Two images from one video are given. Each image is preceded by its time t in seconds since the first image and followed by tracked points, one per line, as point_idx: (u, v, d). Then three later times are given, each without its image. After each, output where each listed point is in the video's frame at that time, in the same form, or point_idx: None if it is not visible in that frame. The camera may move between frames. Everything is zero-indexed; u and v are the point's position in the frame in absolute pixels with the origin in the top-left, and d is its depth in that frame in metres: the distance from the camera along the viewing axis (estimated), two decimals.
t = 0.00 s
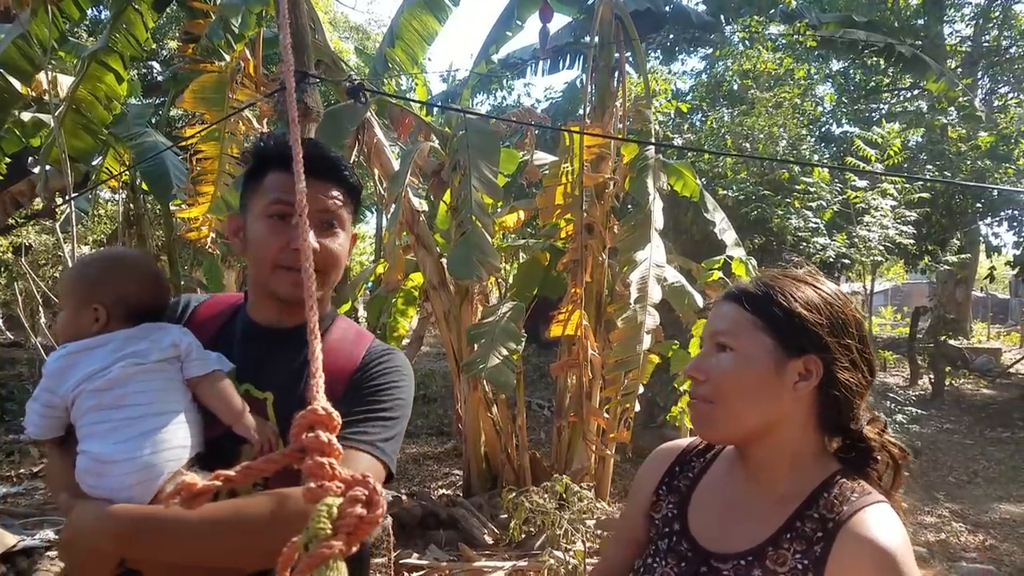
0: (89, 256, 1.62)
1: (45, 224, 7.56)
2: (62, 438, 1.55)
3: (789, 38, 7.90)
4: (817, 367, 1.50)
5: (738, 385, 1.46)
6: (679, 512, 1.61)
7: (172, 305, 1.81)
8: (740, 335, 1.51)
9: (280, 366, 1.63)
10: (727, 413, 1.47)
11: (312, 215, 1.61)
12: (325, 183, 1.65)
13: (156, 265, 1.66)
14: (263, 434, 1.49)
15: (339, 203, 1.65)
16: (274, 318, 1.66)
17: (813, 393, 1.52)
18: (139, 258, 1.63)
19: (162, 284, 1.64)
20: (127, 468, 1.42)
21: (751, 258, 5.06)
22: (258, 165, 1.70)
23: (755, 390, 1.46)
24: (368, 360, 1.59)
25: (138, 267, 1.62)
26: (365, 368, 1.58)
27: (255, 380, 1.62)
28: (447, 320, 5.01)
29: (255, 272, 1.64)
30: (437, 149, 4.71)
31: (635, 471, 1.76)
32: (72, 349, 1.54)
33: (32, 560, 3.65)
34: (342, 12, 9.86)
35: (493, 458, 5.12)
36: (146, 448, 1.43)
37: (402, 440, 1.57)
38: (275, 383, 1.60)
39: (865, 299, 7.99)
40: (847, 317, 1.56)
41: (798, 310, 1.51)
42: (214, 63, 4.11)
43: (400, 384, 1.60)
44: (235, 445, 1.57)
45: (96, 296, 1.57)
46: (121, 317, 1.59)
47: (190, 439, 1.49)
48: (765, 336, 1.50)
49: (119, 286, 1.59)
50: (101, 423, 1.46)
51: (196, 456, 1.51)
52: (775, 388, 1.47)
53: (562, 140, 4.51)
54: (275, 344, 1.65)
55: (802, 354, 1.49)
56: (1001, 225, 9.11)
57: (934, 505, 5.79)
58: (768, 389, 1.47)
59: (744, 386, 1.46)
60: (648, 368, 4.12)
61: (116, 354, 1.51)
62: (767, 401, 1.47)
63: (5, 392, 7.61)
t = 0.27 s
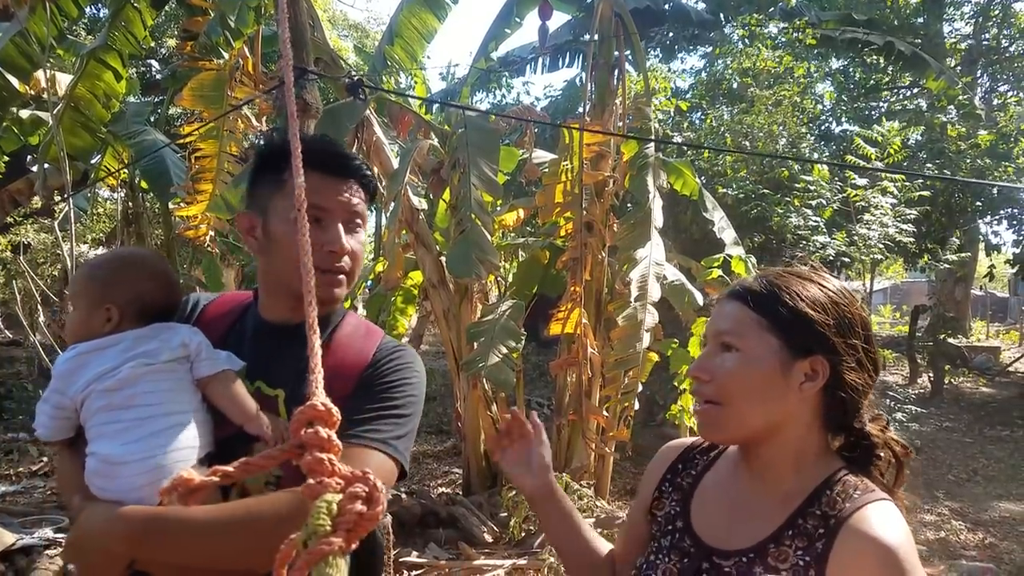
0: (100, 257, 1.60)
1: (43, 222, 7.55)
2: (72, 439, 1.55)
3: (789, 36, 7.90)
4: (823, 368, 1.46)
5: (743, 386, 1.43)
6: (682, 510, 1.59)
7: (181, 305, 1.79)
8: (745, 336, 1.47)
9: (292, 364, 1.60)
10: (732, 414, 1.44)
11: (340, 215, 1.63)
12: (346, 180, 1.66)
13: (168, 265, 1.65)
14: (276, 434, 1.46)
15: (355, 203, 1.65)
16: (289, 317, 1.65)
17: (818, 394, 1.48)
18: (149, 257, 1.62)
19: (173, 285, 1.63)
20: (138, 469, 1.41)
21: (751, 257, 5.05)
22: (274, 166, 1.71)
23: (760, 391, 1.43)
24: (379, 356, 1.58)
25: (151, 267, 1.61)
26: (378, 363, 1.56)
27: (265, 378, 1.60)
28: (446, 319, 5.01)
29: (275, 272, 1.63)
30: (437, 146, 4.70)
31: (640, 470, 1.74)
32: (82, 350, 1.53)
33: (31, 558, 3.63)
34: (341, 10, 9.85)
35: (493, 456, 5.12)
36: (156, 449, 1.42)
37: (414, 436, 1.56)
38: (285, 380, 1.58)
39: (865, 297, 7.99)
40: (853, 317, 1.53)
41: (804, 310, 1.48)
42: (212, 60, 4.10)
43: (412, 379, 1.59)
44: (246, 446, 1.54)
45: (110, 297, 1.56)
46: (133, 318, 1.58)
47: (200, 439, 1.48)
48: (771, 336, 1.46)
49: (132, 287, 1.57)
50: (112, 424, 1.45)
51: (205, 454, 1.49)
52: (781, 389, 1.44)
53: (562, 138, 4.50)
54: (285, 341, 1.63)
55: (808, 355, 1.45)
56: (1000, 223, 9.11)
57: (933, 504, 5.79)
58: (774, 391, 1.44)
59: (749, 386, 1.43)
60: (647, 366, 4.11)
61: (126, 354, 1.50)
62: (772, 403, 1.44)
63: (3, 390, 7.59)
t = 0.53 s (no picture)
0: (98, 253, 1.60)
1: (40, 219, 7.54)
2: (74, 437, 1.53)
3: (788, 32, 7.89)
4: (830, 361, 1.45)
5: (748, 379, 1.42)
6: (685, 503, 1.58)
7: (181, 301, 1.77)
8: (752, 328, 1.46)
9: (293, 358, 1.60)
10: (737, 407, 1.44)
11: (350, 213, 1.62)
12: (355, 177, 1.64)
13: (168, 261, 1.65)
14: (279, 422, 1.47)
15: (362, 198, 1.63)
16: (297, 312, 1.64)
17: (824, 387, 1.47)
18: (148, 252, 1.62)
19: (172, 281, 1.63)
20: (139, 463, 1.39)
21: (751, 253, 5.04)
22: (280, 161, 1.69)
23: (765, 384, 1.42)
24: (383, 350, 1.57)
25: (150, 263, 1.60)
26: (382, 356, 1.55)
27: (270, 371, 1.59)
28: (445, 316, 5.00)
29: (284, 267, 1.61)
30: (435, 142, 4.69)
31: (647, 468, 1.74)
32: (82, 346, 1.51)
33: (28, 555, 3.59)
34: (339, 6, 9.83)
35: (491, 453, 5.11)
36: (157, 443, 1.41)
37: (420, 431, 1.55)
38: (289, 374, 1.57)
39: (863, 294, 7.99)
40: (861, 311, 1.51)
41: (811, 303, 1.46)
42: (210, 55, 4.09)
43: (417, 373, 1.58)
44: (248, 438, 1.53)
45: (110, 292, 1.55)
46: (133, 312, 1.57)
47: (203, 434, 1.46)
48: (776, 329, 1.45)
49: (132, 283, 1.57)
50: (113, 419, 1.43)
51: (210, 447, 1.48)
52: (786, 383, 1.43)
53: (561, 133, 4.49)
54: (289, 335, 1.62)
55: (814, 348, 1.44)
56: (999, 220, 9.11)
57: (932, 500, 5.79)
58: (780, 385, 1.42)
59: (754, 379, 1.42)
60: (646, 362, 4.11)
61: (126, 348, 1.49)
62: (777, 396, 1.43)
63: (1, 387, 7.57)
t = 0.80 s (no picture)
0: (92, 242, 1.58)
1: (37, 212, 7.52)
2: (70, 426, 1.53)
3: (788, 25, 7.87)
4: (834, 353, 1.44)
5: (752, 368, 1.41)
6: (683, 492, 1.57)
7: (176, 292, 1.76)
8: (757, 318, 1.44)
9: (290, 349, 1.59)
10: (739, 396, 1.42)
11: (350, 205, 1.60)
12: (356, 169, 1.63)
13: (163, 250, 1.63)
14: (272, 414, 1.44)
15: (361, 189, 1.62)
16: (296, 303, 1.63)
17: (827, 379, 1.46)
18: (142, 240, 1.60)
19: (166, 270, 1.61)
20: (134, 454, 1.39)
21: (749, 245, 5.03)
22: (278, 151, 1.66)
23: (769, 375, 1.41)
24: (381, 342, 1.57)
25: (144, 252, 1.58)
26: (379, 348, 1.55)
27: (266, 363, 1.58)
28: (442, 309, 5.00)
29: (280, 258, 1.61)
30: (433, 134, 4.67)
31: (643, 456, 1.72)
32: (75, 336, 1.51)
33: (26, 547, 3.58)
34: None
35: (489, 446, 5.12)
36: (152, 436, 1.41)
37: (418, 423, 1.54)
38: (287, 365, 1.57)
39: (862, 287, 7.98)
40: (865, 303, 1.51)
41: (817, 294, 1.45)
42: (205, 48, 4.06)
43: (415, 364, 1.57)
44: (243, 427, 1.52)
45: (103, 282, 1.54)
46: (127, 303, 1.56)
47: (199, 425, 1.46)
48: (782, 319, 1.44)
49: (125, 273, 1.55)
50: (107, 410, 1.44)
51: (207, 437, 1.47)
52: (790, 373, 1.42)
53: (559, 125, 4.47)
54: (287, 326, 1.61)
55: (819, 339, 1.43)
56: (998, 213, 9.10)
57: (929, 492, 5.80)
58: (784, 375, 1.42)
59: (758, 369, 1.41)
60: (644, 355, 4.11)
61: (120, 340, 1.48)
62: (780, 386, 1.42)
63: None
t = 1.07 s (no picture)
0: (77, 234, 1.58)
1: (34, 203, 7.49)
2: (59, 421, 1.53)
3: (786, 15, 7.84)
4: (830, 348, 1.44)
5: (750, 360, 1.40)
6: (673, 482, 1.52)
7: (163, 285, 1.75)
8: (756, 309, 1.43)
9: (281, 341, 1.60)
10: (735, 388, 1.41)
11: (342, 198, 1.60)
12: (348, 160, 1.62)
13: (150, 242, 1.62)
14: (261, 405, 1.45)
15: (352, 181, 1.62)
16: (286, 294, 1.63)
17: (820, 373, 1.46)
18: (127, 232, 1.59)
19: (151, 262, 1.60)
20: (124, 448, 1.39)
21: (745, 237, 5.03)
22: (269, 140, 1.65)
23: (766, 366, 1.40)
24: (372, 332, 1.56)
25: (129, 245, 1.57)
26: (370, 341, 1.54)
27: (256, 354, 1.59)
28: (438, 300, 4.99)
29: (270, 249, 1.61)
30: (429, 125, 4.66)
31: (622, 441, 1.64)
32: (63, 330, 1.50)
33: (22, 538, 3.58)
34: None
35: (486, 437, 5.13)
36: (142, 429, 1.41)
37: (408, 414, 1.55)
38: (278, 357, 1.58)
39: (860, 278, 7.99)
40: (860, 298, 1.51)
41: (816, 288, 1.45)
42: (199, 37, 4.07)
43: (406, 355, 1.57)
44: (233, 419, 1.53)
45: (89, 275, 1.53)
46: (114, 295, 1.55)
47: (190, 417, 1.46)
48: (782, 312, 1.42)
49: (110, 265, 1.54)
50: (97, 404, 1.43)
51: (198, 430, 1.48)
52: (787, 366, 1.41)
53: (556, 116, 4.46)
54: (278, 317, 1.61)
55: (816, 333, 1.43)
56: (996, 204, 9.10)
57: (924, 482, 5.82)
58: (780, 367, 1.41)
59: (755, 361, 1.40)
60: (641, 346, 4.11)
61: (108, 333, 1.48)
62: (777, 378, 1.41)
63: None
